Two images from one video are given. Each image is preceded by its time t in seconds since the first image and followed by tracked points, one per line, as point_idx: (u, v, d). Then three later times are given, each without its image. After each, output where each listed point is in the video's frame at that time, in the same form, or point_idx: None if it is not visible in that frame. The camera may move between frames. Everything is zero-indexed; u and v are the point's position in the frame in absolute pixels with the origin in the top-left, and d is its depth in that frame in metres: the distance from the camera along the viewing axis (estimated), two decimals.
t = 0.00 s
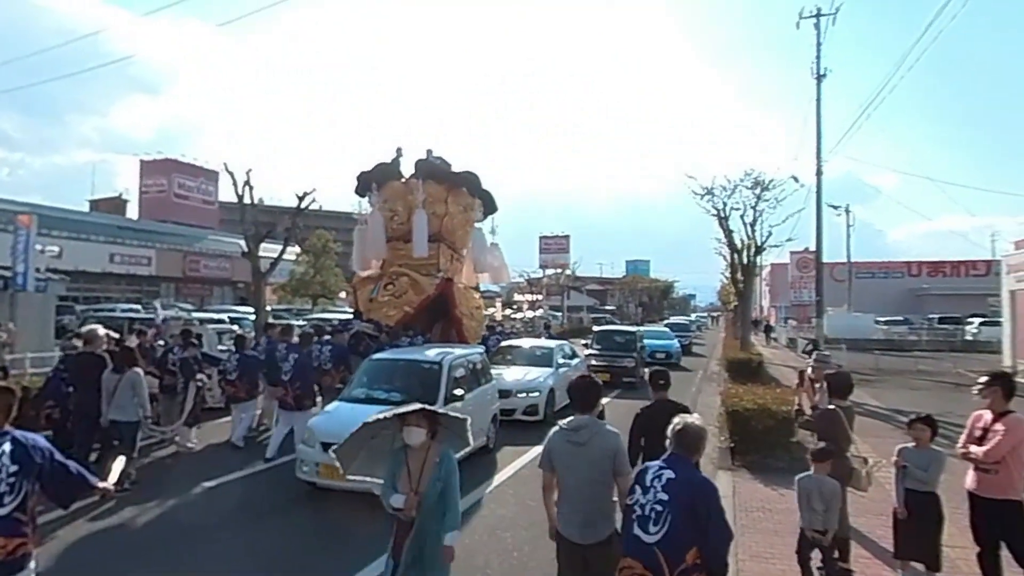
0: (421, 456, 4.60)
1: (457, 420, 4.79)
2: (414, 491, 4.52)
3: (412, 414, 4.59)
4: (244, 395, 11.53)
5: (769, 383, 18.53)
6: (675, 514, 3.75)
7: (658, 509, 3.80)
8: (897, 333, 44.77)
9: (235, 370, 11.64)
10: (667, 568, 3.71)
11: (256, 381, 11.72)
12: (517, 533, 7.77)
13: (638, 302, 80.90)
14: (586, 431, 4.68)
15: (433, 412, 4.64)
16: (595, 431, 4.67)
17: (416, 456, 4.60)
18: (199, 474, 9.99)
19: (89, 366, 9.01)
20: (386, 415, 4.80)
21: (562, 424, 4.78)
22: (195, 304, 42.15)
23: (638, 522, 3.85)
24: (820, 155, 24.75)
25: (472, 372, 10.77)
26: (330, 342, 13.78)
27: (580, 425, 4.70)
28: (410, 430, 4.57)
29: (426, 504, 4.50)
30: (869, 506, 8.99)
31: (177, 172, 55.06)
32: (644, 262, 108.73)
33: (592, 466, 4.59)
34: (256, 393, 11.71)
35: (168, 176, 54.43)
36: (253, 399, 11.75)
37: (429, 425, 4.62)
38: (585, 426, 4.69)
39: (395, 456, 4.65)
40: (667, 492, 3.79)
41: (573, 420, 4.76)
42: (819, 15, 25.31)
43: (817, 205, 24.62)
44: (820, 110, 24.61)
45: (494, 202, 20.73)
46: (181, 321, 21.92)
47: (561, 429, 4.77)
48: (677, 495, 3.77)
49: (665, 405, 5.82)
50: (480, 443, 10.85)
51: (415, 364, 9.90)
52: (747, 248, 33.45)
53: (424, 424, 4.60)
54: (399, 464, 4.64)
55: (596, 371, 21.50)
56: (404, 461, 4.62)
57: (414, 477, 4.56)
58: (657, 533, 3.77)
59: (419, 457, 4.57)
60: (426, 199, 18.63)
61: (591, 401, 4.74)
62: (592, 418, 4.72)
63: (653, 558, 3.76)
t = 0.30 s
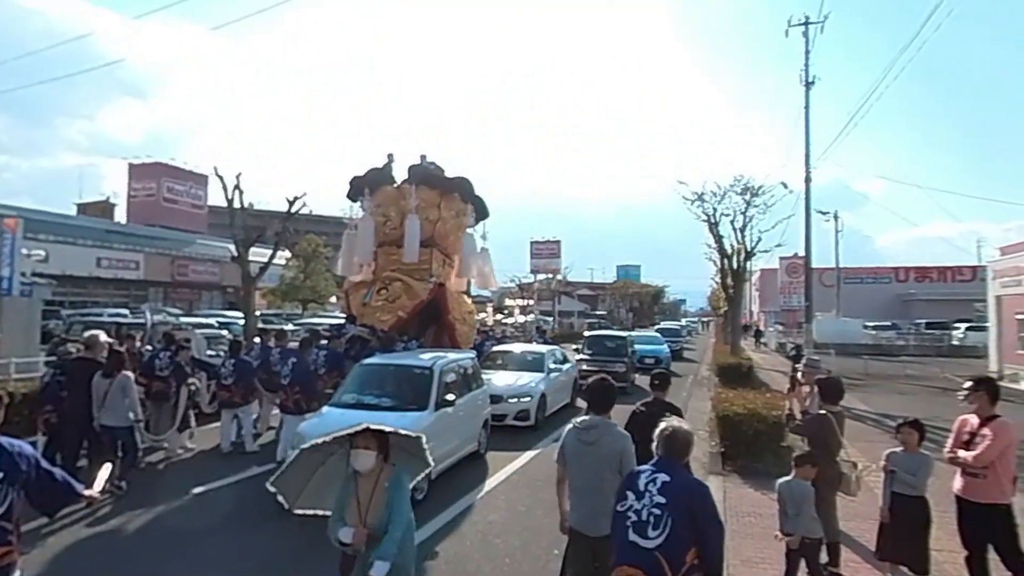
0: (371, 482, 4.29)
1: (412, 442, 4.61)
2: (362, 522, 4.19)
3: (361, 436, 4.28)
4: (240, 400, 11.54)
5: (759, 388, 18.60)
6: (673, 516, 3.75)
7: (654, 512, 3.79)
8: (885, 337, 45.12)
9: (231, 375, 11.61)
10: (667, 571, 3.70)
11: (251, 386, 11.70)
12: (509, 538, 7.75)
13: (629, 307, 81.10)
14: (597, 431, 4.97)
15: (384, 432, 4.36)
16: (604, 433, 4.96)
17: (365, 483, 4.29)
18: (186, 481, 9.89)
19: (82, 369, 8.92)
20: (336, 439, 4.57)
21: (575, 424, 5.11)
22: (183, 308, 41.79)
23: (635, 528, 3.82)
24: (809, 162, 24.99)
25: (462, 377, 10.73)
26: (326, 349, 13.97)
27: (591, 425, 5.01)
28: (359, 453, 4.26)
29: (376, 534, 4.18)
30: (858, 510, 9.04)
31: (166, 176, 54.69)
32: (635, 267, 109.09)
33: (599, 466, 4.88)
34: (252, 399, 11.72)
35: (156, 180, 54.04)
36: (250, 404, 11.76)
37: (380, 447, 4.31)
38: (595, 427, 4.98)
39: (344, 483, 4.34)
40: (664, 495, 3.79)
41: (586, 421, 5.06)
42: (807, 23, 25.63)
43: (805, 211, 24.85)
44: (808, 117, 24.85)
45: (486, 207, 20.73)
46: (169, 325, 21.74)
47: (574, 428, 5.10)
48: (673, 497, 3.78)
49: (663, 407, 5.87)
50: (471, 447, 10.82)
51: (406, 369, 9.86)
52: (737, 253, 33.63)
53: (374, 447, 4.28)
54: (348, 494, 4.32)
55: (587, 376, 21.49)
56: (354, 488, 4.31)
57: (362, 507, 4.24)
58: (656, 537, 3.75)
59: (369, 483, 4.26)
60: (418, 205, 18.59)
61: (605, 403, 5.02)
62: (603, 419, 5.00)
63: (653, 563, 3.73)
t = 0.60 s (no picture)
0: (320, 507, 3.59)
1: (371, 457, 3.76)
2: (309, 554, 3.52)
3: (312, 453, 3.59)
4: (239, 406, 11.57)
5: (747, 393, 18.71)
6: (648, 519, 3.76)
7: (626, 517, 3.79)
8: (870, 342, 45.54)
9: (230, 382, 11.65)
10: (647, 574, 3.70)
11: (251, 393, 11.82)
12: (498, 544, 7.71)
13: (618, 312, 81.40)
14: (603, 430, 5.43)
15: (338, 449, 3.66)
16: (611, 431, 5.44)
17: (313, 508, 3.59)
18: (171, 487, 9.77)
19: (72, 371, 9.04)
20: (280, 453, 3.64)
21: (579, 423, 5.57)
22: (169, 313, 41.39)
23: (609, 533, 3.82)
24: (795, 168, 25.23)
25: (452, 382, 10.68)
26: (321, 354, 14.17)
27: (597, 424, 5.46)
28: (307, 473, 3.56)
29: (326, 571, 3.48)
30: (846, 514, 9.09)
31: (152, 179, 54.22)
32: (623, 272, 109.47)
33: (607, 460, 5.37)
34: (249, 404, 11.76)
35: (143, 183, 53.57)
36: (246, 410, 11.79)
37: (333, 466, 3.62)
38: (602, 426, 5.45)
39: (287, 508, 3.63)
40: (638, 499, 3.79)
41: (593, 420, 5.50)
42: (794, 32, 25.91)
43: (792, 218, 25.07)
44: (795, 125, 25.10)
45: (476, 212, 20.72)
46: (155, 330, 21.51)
47: (581, 427, 5.52)
48: (645, 499, 3.78)
49: (668, 411, 6.85)
50: (460, 453, 10.79)
51: (395, 374, 9.81)
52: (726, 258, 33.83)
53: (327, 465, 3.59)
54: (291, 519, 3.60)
55: (576, 381, 21.49)
56: (299, 512, 3.62)
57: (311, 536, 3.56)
58: (634, 540, 3.75)
59: (319, 508, 3.58)
60: (410, 210, 18.53)
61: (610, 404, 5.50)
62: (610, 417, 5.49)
63: (632, 566, 3.73)
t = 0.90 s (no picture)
0: (266, 543, 3.23)
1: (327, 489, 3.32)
2: None
3: (255, 482, 3.21)
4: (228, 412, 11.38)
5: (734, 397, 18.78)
6: (633, 520, 3.78)
7: (612, 520, 3.78)
8: (855, 347, 45.98)
9: (222, 388, 11.43)
10: (635, 574, 3.73)
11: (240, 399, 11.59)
12: (485, 551, 7.67)
13: (605, 318, 81.61)
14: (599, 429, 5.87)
15: (289, 477, 3.25)
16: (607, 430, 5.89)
17: (257, 544, 3.22)
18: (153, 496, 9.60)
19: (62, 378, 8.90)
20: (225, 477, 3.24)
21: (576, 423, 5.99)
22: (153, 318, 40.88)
23: (595, 539, 3.78)
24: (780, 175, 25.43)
25: (439, 388, 10.64)
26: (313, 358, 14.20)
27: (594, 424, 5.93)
28: (251, 505, 3.18)
29: None
30: (832, 519, 9.14)
31: (136, 183, 53.60)
32: (611, 278, 109.86)
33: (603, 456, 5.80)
34: (239, 410, 11.58)
35: (127, 187, 52.94)
36: (234, 417, 11.59)
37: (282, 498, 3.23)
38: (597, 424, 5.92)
39: (229, 543, 3.26)
40: (621, 501, 3.80)
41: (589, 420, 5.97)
42: (779, 40, 26.16)
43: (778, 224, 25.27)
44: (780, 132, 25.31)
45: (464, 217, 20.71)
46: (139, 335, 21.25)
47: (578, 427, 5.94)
48: (629, 500, 3.80)
49: (670, 409, 7.34)
50: (448, 458, 10.73)
51: (383, 380, 9.76)
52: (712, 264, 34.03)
53: (274, 497, 3.20)
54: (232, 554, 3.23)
55: (564, 387, 21.49)
56: (241, 550, 3.24)
57: None
58: (622, 542, 3.75)
59: (263, 546, 3.21)
60: (398, 215, 18.48)
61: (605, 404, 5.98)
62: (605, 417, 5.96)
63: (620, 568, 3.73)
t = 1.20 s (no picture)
0: None
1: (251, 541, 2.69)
2: None
3: (164, 530, 2.61)
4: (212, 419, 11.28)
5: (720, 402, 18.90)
6: (628, 521, 3.86)
7: (609, 523, 3.82)
8: (838, 352, 46.51)
9: (206, 392, 11.26)
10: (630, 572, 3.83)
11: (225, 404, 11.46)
12: (472, 558, 7.61)
13: (592, 323, 81.82)
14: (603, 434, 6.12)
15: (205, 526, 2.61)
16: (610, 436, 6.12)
17: None
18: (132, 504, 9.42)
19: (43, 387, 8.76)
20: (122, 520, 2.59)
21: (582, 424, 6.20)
22: (135, 324, 40.32)
23: (593, 543, 3.78)
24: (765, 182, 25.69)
25: (426, 394, 10.58)
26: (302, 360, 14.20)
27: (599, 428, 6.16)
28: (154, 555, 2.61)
29: None
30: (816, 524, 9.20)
31: (118, 187, 52.93)
32: (597, 283, 110.28)
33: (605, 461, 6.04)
34: (224, 416, 11.48)
35: (109, 191, 52.26)
36: (220, 422, 11.49)
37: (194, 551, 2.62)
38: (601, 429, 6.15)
39: None
40: (616, 505, 3.85)
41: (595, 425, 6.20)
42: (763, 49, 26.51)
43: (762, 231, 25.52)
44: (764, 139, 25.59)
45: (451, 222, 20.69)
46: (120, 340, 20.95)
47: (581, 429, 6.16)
48: (624, 503, 3.87)
49: (664, 410, 7.38)
50: (434, 465, 10.66)
51: (370, 386, 9.70)
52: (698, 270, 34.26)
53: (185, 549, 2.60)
54: None
55: (551, 392, 21.49)
56: None
57: None
58: (619, 544, 3.81)
59: None
60: (386, 221, 18.41)
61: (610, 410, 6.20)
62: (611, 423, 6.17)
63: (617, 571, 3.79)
